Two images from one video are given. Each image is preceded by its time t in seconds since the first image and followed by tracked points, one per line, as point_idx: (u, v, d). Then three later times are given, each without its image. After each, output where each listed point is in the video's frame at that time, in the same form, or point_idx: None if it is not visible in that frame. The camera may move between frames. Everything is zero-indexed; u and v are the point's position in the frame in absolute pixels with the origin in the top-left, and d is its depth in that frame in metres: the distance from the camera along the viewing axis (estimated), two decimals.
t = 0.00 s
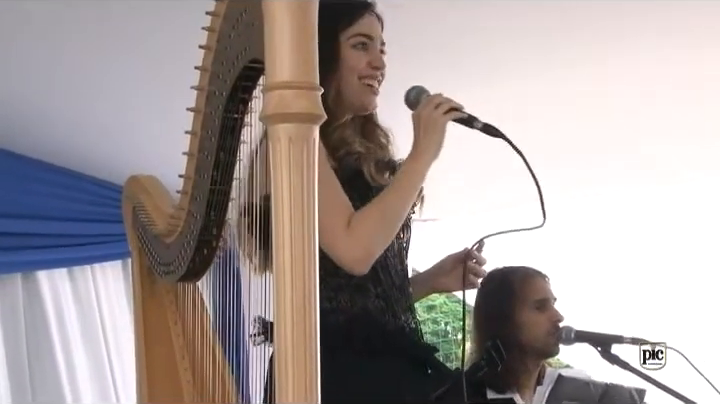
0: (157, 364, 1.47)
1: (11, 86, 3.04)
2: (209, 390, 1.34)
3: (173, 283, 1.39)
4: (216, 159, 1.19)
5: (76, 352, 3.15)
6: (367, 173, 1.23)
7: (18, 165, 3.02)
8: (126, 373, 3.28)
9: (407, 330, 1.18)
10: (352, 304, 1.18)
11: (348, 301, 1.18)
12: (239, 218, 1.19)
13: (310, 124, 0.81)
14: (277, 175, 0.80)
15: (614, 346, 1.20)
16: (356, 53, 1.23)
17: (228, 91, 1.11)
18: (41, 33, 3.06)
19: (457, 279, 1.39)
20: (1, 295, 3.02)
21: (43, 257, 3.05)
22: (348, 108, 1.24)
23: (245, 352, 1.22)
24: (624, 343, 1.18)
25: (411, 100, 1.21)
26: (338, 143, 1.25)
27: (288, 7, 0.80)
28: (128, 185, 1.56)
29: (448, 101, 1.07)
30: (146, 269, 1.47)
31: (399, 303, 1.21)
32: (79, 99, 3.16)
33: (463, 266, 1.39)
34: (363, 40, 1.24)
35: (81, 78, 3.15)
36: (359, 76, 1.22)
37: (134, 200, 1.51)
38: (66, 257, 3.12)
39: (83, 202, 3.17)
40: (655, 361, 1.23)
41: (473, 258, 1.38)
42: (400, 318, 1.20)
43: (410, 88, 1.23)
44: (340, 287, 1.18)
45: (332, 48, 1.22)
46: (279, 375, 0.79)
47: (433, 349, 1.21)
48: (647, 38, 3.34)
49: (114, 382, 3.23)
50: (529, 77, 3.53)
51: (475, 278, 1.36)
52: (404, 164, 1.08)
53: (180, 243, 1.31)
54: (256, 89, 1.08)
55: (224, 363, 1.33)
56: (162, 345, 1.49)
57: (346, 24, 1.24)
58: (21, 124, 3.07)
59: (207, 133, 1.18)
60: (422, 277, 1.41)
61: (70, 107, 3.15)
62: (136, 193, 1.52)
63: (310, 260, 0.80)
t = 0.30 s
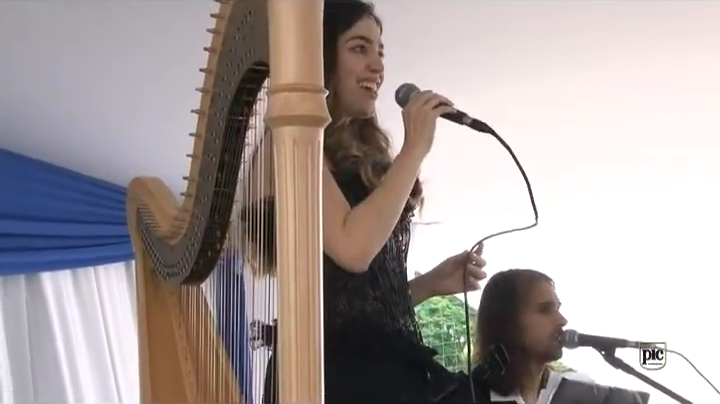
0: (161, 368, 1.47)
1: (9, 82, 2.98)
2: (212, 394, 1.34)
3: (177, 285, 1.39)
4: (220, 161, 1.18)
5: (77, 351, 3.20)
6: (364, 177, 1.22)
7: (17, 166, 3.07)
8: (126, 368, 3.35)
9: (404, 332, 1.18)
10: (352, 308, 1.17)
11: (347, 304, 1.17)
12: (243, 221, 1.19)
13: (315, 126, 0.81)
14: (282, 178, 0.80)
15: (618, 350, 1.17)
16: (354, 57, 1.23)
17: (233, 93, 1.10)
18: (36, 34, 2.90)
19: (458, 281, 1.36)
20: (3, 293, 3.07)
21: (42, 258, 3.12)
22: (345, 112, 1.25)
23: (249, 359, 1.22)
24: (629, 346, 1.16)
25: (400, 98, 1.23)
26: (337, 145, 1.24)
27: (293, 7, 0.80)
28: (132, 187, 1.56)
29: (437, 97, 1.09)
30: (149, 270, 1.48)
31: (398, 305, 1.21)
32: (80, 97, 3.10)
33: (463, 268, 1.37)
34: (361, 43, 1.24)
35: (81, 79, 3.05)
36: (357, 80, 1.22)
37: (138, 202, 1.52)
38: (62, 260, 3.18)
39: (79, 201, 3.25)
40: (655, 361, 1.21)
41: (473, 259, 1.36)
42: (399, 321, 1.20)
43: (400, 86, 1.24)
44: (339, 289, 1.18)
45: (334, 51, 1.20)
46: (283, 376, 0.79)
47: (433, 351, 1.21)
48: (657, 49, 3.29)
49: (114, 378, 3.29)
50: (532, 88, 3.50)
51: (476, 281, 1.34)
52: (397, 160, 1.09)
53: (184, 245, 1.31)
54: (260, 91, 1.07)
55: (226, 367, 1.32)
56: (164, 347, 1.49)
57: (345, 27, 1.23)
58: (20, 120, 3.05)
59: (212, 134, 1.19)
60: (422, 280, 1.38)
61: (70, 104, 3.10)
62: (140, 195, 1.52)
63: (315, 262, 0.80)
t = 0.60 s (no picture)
0: (162, 364, 1.49)
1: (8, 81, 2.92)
2: (215, 393, 1.36)
3: (180, 285, 1.40)
4: (223, 161, 1.19)
5: (78, 348, 3.46)
6: (363, 176, 1.23)
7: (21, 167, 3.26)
8: (123, 358, 3.64)
9: (406, 333, 1.19)
10: (352, 308, 1.19)
11: (348, 304, 1.19)
12: (246, 222, 1.19)
13: (319, 127, 0.83)
14: (286, 179, 0.82)
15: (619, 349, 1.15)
16: (354, 57, 1.23)
17: (236, 95, 1.11)
18: (33, 41, 2.74)
19: (455, 282, 1.37)
20: (7, 290, 3.30)
21: (43, 259, 3.33)
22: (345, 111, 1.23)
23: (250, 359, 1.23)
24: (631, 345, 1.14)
25: (394, 93, 1.23)
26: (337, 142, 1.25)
27: (296, 7, 0.82)
28: (134, 187, 1.57)
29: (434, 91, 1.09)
30: (152, 270, 1.49)
31: (399, 307, 1.23)
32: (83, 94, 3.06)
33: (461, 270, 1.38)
34: (360, 43, 1.24)
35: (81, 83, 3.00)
36: (357, 80, 1.21)
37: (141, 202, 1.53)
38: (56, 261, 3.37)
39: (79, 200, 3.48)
40: (655, 362, 1.18)
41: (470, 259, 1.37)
42: (399, 321, 1.22)
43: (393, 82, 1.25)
44: (338, 291, 1.20)
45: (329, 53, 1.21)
46: (287, 372, 0.81)
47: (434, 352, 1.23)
48: (662, 74, 3.25)
49: (113, 370, 3.58)
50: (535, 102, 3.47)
51: (473, 282, 1.35)
52: (395, 155, 1.09)
53: (187, 246, 1.32)
54: (263, 92, 1.07)
55: (230, 367, 1.33)
56: (168, 347, 1.50)
57: (341, 29, 1.23)
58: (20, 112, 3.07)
59: (215, 136, 1.19)
60: (421, 282, 1.39)
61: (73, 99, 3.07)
62: (143, 195, 1.53)
63: (318, 260, 0.82)
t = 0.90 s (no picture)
0: (163, 365, 1.49)
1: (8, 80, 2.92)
2: (215, 394, 1.35)
3: (181, 284, 1.40)
4: (224, 160, 1.18)
5: (79, 349, 3.47)
6: (363, 178, 1.24)
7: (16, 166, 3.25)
8: (123, 358, 3.66)
9: (403, 335, 1.18)
10: (352, 308, 1.17)
11: (346, 305, 1.18)
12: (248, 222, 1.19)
13: (319, 126, 0.83)
14: (286, 179, 0.82)
15: (620, 352, 1.19)
16: (352, 56, 1.24)
17: (237, 94, 1.10)
18: (33, 41, 2.74)
19: (456, 287, 1.40)
20: (5, 290, 3.30)
21: (45, 259, 3.36)
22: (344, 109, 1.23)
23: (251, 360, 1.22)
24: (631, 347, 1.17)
25: (395, 92, 1.24)
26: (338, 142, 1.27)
27: (298, 7, 0.82)
28: (134, 187, 1.57)
29: (435, 91, 1.10)
30: (152, 270, 1.48)
31: (396, 307, 1.22)
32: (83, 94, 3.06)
33: (461, 276, 1.41)
34: (358, 43, 1.25)
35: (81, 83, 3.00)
36: (356, 80, 1.22)
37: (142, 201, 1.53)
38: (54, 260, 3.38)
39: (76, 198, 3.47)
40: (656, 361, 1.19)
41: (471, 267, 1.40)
42: (396, 322, 1.20)
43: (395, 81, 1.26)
44: (337, 290, 1.18)
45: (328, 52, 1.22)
46: (288, 371, 0.81)
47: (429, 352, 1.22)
48: (663, 75, 3.25)
49: (113, 370, 3.60)
50: (536, 102, 3.47)
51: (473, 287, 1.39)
52: (395, 154, 1.09)
53: (188, 245, 1.31)
54: (264, 91, 1.07)
55: (231, 367, 1.33)
56: (169, 350, 1.50)
57: (339, 29, 1.25)
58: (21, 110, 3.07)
59: (215, 135, 1.18)
60: (417, 284, 1.41)
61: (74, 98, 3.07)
62: (144, 194, 1.53)
63: (319, 259, 0.82)
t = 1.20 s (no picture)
0: (161, 363, 1.50)
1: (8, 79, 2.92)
2: (214, 392, 1.35)
3: (179, 282, 1.40)
4: (223, 159, 1.18)
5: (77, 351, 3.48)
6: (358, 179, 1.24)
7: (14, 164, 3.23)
8: (122, 358, 3.66)
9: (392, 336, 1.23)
10: (343, 310, 1.22)
11: (339, 306, 1.22)
12: (246, 220, 1.19)
13: (319, 125, 0.83)
14: (285, 177, 0.82)
15: (616, 351, 1.23)
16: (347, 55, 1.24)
17: (236, 93, 1.11)
18: (33, 41, 2.75)
19: (454, 284, 1.42)
20: (4, 289, 3.33)
21: (45, 256, 3.37)
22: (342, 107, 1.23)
23: (249, 358, 1.23)
24: (628, 347, 1.21)
25: (395, 90, 1.23)
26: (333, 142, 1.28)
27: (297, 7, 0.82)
28: (133, 184, 1.57)
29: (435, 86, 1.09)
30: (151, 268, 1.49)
31: (387, 310, 1.27)
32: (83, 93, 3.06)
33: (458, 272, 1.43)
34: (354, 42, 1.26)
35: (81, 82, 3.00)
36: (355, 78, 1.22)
37: (140, 200, 1.53)
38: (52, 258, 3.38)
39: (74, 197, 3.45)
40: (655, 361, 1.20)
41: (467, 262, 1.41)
42: (387, 324, 1.26)
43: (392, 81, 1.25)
44: (329, 292, 1.23)
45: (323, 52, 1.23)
46: (286, 365, 0.82)
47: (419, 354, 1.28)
48: (663, 75, 3.25)
49: (112, 369, 3.60)
50: (536, 102, 3.47)
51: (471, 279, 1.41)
52: (392, 149, 1.09)
53: (186, 243, 1.32)
54: (263, 90, 1.08)
55: (228, 366, 1.33)
56: (167, 351, 1.51)
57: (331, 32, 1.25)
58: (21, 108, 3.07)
59: (215, 134, 1.19)
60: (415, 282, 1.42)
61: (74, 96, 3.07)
62: (142, 193, 1.53)
63: (317, 257, 0.82)
